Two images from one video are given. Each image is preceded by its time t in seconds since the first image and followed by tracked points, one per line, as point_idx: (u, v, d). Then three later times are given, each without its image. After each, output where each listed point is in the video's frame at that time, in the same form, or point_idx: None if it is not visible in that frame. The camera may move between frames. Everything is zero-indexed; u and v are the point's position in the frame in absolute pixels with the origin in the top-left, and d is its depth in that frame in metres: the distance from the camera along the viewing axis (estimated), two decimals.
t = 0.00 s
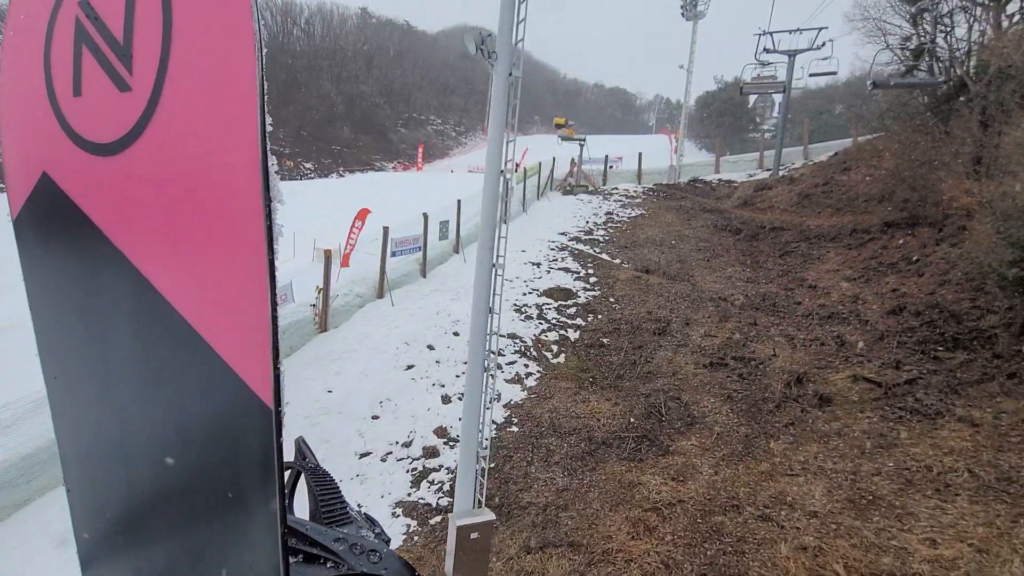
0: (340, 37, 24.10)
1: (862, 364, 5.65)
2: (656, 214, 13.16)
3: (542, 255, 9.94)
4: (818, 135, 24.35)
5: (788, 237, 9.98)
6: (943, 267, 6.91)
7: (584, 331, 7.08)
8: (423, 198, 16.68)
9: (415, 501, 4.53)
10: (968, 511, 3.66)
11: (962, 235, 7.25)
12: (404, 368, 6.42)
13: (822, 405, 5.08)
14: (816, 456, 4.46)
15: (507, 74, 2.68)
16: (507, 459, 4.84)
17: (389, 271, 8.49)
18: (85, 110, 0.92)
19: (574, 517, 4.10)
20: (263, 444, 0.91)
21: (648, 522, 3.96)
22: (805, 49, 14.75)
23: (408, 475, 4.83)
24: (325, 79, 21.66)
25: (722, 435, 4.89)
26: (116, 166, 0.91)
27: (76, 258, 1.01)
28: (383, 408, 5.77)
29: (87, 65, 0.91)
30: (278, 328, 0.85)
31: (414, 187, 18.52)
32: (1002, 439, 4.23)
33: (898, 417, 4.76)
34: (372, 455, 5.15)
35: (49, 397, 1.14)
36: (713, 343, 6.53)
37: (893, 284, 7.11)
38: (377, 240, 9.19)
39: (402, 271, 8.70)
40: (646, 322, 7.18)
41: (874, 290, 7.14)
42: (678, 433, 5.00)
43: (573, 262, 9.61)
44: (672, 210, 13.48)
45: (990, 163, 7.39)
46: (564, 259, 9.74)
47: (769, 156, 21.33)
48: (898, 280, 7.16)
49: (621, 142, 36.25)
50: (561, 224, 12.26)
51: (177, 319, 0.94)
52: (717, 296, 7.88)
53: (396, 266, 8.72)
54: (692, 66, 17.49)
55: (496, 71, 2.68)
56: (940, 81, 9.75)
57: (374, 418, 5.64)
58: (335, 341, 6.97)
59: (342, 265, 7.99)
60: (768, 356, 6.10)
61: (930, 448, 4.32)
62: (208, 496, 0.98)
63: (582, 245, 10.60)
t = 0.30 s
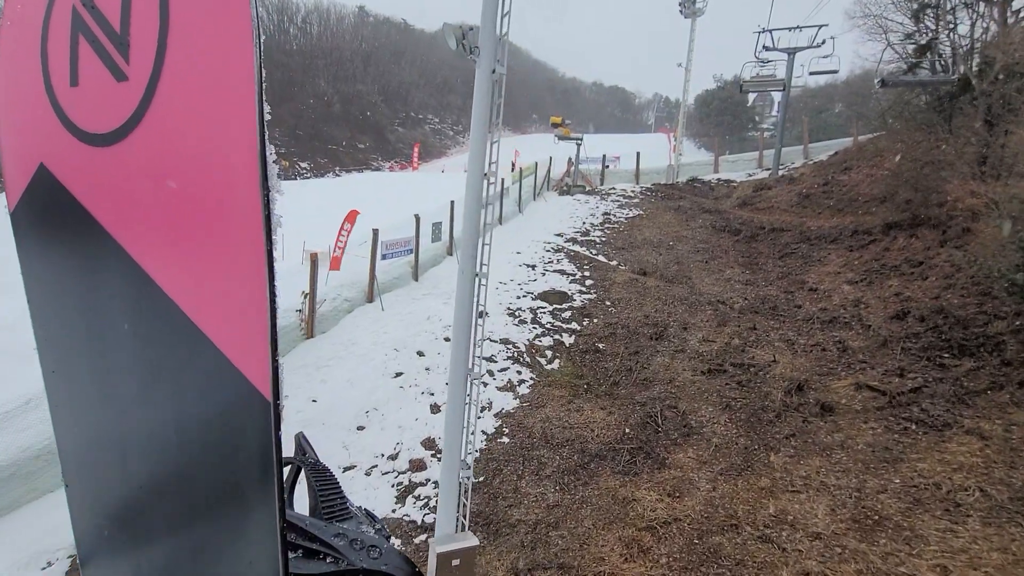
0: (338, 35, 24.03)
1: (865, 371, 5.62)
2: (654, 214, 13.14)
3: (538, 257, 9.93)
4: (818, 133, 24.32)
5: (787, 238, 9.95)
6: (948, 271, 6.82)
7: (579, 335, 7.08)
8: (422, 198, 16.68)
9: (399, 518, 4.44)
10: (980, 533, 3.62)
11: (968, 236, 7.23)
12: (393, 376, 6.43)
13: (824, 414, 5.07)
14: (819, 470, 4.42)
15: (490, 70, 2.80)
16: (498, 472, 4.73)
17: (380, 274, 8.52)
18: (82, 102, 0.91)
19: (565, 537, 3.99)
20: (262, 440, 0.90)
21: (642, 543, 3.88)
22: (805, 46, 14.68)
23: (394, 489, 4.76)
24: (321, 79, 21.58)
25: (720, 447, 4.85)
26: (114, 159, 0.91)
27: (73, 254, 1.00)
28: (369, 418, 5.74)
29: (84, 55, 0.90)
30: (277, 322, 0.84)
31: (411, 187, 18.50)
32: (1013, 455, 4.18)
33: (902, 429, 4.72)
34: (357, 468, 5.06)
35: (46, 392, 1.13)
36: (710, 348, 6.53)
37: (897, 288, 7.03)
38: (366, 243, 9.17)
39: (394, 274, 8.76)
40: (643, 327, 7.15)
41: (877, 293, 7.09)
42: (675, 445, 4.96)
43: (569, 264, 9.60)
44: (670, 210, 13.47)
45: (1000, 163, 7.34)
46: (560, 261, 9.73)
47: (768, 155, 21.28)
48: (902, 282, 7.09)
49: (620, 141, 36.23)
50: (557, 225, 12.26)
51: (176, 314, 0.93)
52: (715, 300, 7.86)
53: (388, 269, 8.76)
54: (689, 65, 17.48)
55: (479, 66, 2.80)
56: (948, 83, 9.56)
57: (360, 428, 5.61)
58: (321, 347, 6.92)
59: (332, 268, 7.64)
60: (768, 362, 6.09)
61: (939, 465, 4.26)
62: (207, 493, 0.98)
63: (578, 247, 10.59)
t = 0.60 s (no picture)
0: (338, 33, 23.96)
1: (870, 381, 5.53)
2: (654, 215, 13.13)
3: (534, 259, 9.92)
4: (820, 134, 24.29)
5: (788, 241, 9.93)
6: (955, 276, 6.84)
7: (576, 341, 7.07)
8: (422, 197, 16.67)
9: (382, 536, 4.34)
10: (994, 561, 3.42)
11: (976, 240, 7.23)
12: (382, 384, 6.34)
13: (827, 426, 4.98)
14: (822, 487, 4.29)
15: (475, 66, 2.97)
16: (487, 485, 4.73)
17: (371, 276, 8.54)
18: (99, 91, 0.91)
19: (556, 560, 3.92)
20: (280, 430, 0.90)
21: (636, 566, 3.76)
22: (808, 45, 14.64)
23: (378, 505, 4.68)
24: (320, 77, 21.51)
25: (719, 461, 4.75)
26: (131, 148, 0.90)
27: (88, 246, 1.00)
28: (355, 428, 5.65)
29: (102, 44, 0.90)
30: (298, 313, 0.84)
31: (410, 186, 18.48)
32: None
33: (909, 442, 4.57)
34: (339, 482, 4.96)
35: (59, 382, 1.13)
36: (708, 355, 6.47)
37: (902, 294, 7.01)
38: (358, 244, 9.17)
39: (387, 275, 8.79)
40: (641, 332, 7.12)
41: (881, 299, 7.05)
42: (671, 459, 4.86)
43: (566, 266, 9.61)
44: (669, 211, 13.48)
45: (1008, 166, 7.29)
46: (557, 263, 9.74)
47: (770, 156, 21.22)
48: (907, 289, 7.06)
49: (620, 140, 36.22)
50: (555, 226, 12.24)
51: (193, 304, 0.93)
52: (716, 304, 7.84)
53: (380, 271, 8.77)
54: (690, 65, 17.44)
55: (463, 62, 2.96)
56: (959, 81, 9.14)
57: (344, 439, 5.50)
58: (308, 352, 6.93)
59: (323, 271, 7.61)
60: (769, 370, 6.02)
61: (949, 485, 4.07)
62: (224, 484, 0.98)
63: (576, 248, 10.60)
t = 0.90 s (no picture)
0: (337, 33, 23.92)
1: (874, 393, 5.26)
2: (653, 218, 13.09)
3: (529, 263, 9.88)
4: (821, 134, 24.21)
5: (788, 244, 9.86)
6: (961, 282, 6.55)
7: (570, 347, 6.91)
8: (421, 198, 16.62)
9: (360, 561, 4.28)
10: None
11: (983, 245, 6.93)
12: (369, 394, 6.21)
13: (829, 439, 4.71)
14: (824, 507, 3.99)
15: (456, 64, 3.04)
16: (475, 503, 4.54)
17: (361, 281, 8.53)
18: (101, 92, 0.92)
19: None
20: (284, 427, 0.91)
21: None
22: (809, 45, 14.59)
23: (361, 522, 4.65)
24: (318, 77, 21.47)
25: (716, 478, 4.49)
26: (134, 148, 0.92)
27: (92, 245, 1.01)
28: (340, 439, 5.57)
29: (105, 45, 0.91)
30: (300, 310, 0.85)
31: (407, 187, 18.45)
32: None
33: (916, 460, 4.27)
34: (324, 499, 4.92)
35: (65, 380, 1.15)
36: (706, 363, 6.24)
37: (906, 301, 6.77)
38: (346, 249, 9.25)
39: (379, 280, 8.80)
40: (639, 339, 6.93)
41: (885, 306, 6.83)
42: (666, 475, 4.61)
43: (562, 269, 9.56)
44: (668, 213, 13.48)
45: None
46: (553, 267, 9.70)
47: (772, 156, 21.09)
48: (911, 295, 6.84)
49: (619, 141, 36.21)
50: (552, 228, 12.20)
51: (197, 303, 0.94)
52: (716, 309, 7.68)
53: (371, 275, 8.77)
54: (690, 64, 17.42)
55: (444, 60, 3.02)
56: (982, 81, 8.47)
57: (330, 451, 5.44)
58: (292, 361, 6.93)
59: (311, 273, 7.45)
60: (768, 380, 5.77)
61: (958, 507, 3.75)
62: (228, 480, 0.99)
63: (573, 252, 10.57)
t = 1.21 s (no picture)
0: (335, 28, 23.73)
1: (880, 403, 5.20)
2: (652, 218, 12.97)
3: (525, 264, 9.81)
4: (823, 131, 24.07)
5: (790, 245, 9.71)
6: (970, 290, 6.50)
7: (565, 353, 6.79)
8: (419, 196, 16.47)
9: None
10: None
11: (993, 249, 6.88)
12: (354, 404, 6.17)
13: (833, 453, 4.65)
14: (828, 530, 3.89)
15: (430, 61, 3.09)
16: (463, 521, 4.44)
17: (350, 285, 8.52)
18: (87, 70, 0.90)
19: None
20: (274, 418, 0.88)
21: None
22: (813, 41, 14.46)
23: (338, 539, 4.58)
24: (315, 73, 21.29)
25: (715, 496, 4.38)
26: (120, 128, 0.89)
27: (77, 229, 0.99)
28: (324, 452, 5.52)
29: (89, 22, 0.89)
30: (289, 295, 0.83)
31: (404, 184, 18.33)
32: None
33: (924, 478, 4.21)
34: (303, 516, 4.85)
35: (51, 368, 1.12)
36: (705, 371, 6.14)
37: (913, 307, 6.67)
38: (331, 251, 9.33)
39: (367, 284, 8.78)
40: (635, 344, 6.80)
41: (891, 311, 6.74)
42: (664, 491, 4.51)
43: (558, 271, 9.48)
44: (667, 213, 13.39)
45: None
46: (549, 269, 9.62)
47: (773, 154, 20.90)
48: (919, 301, 6.75)
49: (620, 139, 36.03)
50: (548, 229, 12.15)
51: (185, 288, 0.91)
52: (715, 313, 7.57)
53: (359, 279, 8.76)
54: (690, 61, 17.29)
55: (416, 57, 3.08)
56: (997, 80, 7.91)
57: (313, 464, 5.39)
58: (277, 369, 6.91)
59: (296, 277, 7.22)
60: (770, 390, 5.68)
61: (973, 533, 3.64)
62: (218, 471, 0.96)
63: (569, 253, 10.50)
